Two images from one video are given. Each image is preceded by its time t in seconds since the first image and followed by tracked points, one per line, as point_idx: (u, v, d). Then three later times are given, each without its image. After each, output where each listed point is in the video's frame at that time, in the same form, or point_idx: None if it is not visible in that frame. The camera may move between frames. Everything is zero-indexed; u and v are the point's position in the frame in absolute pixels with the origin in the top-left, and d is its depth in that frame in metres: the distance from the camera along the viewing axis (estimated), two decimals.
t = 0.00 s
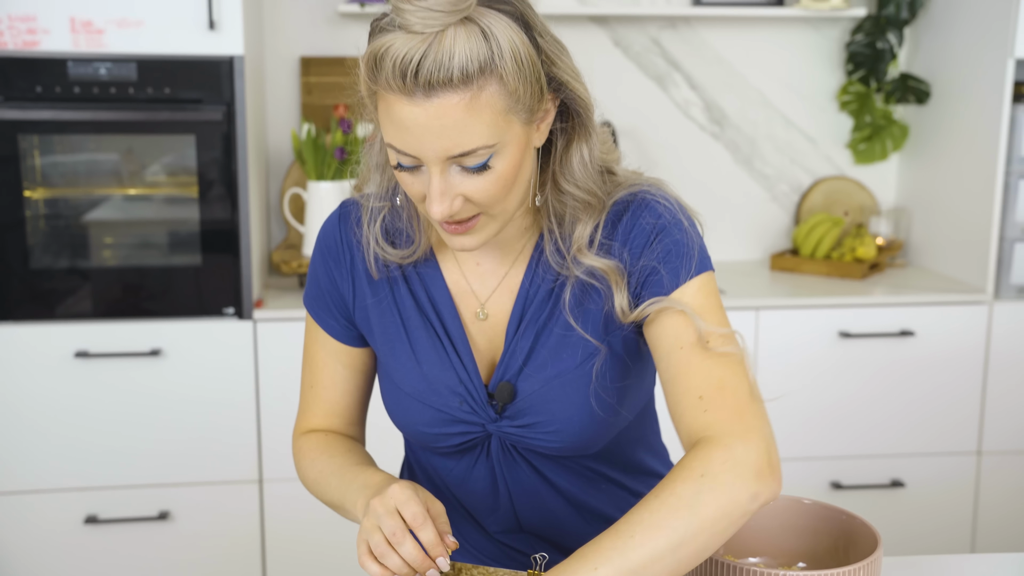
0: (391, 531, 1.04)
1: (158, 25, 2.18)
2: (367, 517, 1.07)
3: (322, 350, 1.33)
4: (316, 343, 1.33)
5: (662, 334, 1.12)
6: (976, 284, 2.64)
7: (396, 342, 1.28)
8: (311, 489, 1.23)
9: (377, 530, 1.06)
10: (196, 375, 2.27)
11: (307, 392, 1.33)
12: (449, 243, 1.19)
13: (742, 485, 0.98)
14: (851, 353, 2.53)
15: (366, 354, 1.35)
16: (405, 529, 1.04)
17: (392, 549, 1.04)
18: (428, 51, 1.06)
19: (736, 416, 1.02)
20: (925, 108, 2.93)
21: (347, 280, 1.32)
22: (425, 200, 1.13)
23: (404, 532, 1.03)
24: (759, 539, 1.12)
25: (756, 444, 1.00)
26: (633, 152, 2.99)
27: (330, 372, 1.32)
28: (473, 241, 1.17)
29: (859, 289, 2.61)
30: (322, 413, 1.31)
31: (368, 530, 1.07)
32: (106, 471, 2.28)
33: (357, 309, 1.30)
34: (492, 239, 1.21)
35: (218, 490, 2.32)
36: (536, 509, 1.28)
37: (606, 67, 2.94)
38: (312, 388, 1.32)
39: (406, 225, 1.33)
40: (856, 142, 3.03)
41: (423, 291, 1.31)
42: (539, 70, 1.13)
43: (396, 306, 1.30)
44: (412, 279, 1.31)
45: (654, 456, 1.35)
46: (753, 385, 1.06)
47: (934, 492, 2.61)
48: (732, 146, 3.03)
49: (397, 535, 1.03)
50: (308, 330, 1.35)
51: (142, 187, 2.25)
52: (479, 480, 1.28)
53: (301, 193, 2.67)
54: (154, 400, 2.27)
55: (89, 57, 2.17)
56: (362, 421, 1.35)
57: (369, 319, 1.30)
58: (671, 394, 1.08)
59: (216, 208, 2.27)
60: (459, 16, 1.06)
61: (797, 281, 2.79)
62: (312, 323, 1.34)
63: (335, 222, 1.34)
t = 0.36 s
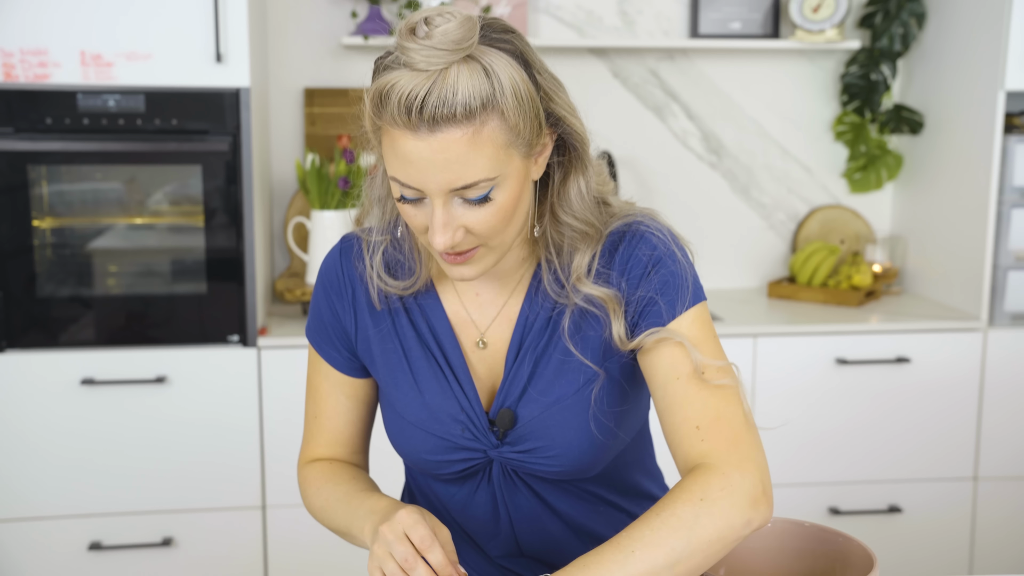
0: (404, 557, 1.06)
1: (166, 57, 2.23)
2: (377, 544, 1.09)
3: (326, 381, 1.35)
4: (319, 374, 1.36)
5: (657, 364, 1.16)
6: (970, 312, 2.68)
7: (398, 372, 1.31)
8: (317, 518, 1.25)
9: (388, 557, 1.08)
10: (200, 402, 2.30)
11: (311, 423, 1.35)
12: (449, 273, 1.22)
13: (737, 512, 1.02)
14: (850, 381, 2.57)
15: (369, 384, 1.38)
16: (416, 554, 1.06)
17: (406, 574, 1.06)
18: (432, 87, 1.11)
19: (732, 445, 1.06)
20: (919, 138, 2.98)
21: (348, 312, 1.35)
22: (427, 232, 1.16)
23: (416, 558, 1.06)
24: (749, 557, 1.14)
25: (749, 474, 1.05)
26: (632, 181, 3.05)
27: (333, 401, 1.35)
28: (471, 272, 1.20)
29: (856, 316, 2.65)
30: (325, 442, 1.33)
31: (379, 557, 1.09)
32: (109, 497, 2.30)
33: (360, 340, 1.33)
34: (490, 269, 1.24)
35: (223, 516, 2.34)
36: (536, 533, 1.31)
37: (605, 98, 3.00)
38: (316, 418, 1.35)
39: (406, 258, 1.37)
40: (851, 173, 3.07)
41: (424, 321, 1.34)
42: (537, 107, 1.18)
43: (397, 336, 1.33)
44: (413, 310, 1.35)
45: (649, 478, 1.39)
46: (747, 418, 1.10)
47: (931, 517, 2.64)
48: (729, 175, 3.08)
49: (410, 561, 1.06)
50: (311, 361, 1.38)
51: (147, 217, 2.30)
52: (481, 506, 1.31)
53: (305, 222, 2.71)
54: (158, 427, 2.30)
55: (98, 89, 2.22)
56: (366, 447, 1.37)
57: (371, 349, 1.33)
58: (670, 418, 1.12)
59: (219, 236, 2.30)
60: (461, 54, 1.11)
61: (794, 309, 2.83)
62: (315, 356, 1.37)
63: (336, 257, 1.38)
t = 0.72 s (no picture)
0: (413, 570, 1.07)
1: (168, 83, 2.26)
2: (387, 558, 1.11)
3: (324, 402, 1.36)
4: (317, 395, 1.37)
5: (639, 386, 1.20)
6: (964, 334, 2.70)
7: (397, 393, 1.32)
8: (319, 540, 1.26)
9: (397, 571, 1.09)
10: (199, 424, 2.31)
11: (309, 444, 1.35)
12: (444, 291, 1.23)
13: (701, 544, 1.08)
14: (846, 403, 2.59)
15: (366, 404, 1.39)
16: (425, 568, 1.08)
17: None
18: (432, 105, 1.13)
19: (701, 478, 1.12)
20: (911, 163, 3.02)
21: (347, 333, 1.37)
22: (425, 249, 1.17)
23: (425, 571, 1.07)
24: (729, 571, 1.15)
25: (715, 507, 1.11)
26: (628, 206, 3.08)
27: (331, 422, 1.36)
28: (466, 289, 1.21)
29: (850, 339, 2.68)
30: (324, 462, 1.34)
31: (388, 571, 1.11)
32: (107, 520, 2.31)
33: (358, 361, 1.35)
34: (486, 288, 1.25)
35: (221, 538, 2.34)
36: (533, 551, 1.32)
37: (602, 124, 3.03)
38: (314, 439, 1.35)
39: (404, 279, 1.38)
40: (845, 197, 3.11)
41: (421, 341, 1.35)
42: (532, 127, 1.21)
43: (396, 356, 1.35)
44: (411, 330, 1.36)
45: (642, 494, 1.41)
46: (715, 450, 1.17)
47: (927, 539, 2.66)
48: (725, 200, 3.12)
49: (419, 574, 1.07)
50: (308, 383, 1.38)
51: (147, 240, 2.32)
52: (479, 524, 1.33)
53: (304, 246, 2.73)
54: (156, 450, 2.31)
55: (100, 114, 2.25)
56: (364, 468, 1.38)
57: (369, 370, 1.34)
58: (647, 439, 1.17)
59: (218, 260, 2.33)
60: (459, 73, 1.14)
61: (790, 332, 2.85)
62: (313, 376, 1.38)
63: (336, 279, 1.39)
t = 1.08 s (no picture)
0: None
1: (171, 101, 2.29)
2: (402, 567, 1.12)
3: (330, 414, 1.38)
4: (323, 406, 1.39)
5: (648, 396, 1.24)
6: (959, 349, 2.73)
7: (405, 403, 1.35)
8: (328, 550, 1.28)
9: None
10: (199, 438, 2.33)
11: (314, 454, 1.37)
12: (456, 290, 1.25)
13: (715, 549, 1.14)
14: (843, 417, 2.61)
15: (371, 415, 1.41)
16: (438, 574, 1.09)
17: None
18: (453, 100, 1.16)
19: (711, 486, 1.18)
20: (906, 180, 3.05)
21: (354, 344, 1.38)
22: (439, 245, 1.20)
23: None
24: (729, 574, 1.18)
25: (724, 513, 1.17)
26: (626, 222, 3.10)
27: (337, 433, 1.37)
28: (478, 291, 1.23)
29: (846, 353, 2.71)
30: (330, 473, 1.35)
31: None
32: (108, 535, 2.32)
33: (365, 371, 1.37)
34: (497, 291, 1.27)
35: (222, 552, 2.36)
36: (537, 559, 1.35)
37: (599, 141, 3.07)
38: (320, 450, 1.37)
39: (411, 290, 1.41)
40: (841, 213, 3.14)
41: (429, 352, 1.38)
42: (546, 130, 1.25)
43: (403, 366, 1.37)
44: (418, 340, 1.39)
45: (637, 503, 1.42)
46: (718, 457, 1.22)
47: (924, 552, 2.68)
48: (722, 217, 3.15)
49: None
50: (314, 394, 1.40)
51: (149, 257, 2.35)
52: (483, 533, 1.35)
53: (305, 261, 2.75)
54: (157, 464, 2.32)
55: (104, 132, 2.28)
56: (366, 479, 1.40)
57: (376, 380, 1.36)
58: (657, 448, 1.21)
59: (219, 277, 2.35)
60: (480, 70, 1.18)
61: (788, 347, 2.87)
62: (318, 388, 1.39)
63: (343, 291, 1.41)
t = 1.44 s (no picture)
0: None
1: (173, 114, 2.33)
2: None
3: (360, 412, 1.38)
4: (356, 403, 1.40)
5: (677, 386, 1.33)
6: (952, 357, 2.76)
7: (444, 400, 1.39)
8: (344, 553, 1.25)
9: None
10: (200, 447, 2.35)
11: (339, 452, 1.36)
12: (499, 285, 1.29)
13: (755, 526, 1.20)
14: (838, 425, 2.64)
15: (400, 415, 1.43)
16: None
17: None
18: (512, 98, 1.23)
19: (745, 466, 1.25)
20: (900, 191, 3.09)
21: (394, 343, 1.42)
22: (487, 238, 1.25)
23: None
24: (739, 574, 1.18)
25: (758, 491, 1.23)
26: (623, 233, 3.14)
27: (366, 432, 1.37)
28: (522, 284, 1.28)
29: (841, 362, 2.74)
30: (352, 475, 1.34)
31: None
32: (109, 543, 2.35)
33: (405, 368, 1.40)
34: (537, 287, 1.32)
35: (222, 559, 2.38)
36: (561, 555, 1.39)
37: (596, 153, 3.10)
38: (344, 449, 1.36)
39: (451, 293, 1.47)
40: (835, 224, 3.18)
41: (467, 351, 1.43)
42: (596, 138, 1.31)
43: (443, 365, 1.41)
44: (456, 340, 1.43)
45: (649, 504, 1.48)
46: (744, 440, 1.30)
47: (919, 559, 2.71)
48: (718, 228, 3.19)
49: None
50: (345, 391, 1.41)
51: (151, 267, 2.38)
52: (513, 529, 1.38)
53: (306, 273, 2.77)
54: (158, 472, 2.35)
55: (108, 144, 2.31)
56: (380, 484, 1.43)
57: (416, 377, 1.40)
58: (689, 440, 1.28)
59: (219, 287, 2.38)
60: (538, 73, 1.25)
61: (782, 356, 2.90)
62: (350, 384, 1.41)
63: (381, 291, 1.45)
